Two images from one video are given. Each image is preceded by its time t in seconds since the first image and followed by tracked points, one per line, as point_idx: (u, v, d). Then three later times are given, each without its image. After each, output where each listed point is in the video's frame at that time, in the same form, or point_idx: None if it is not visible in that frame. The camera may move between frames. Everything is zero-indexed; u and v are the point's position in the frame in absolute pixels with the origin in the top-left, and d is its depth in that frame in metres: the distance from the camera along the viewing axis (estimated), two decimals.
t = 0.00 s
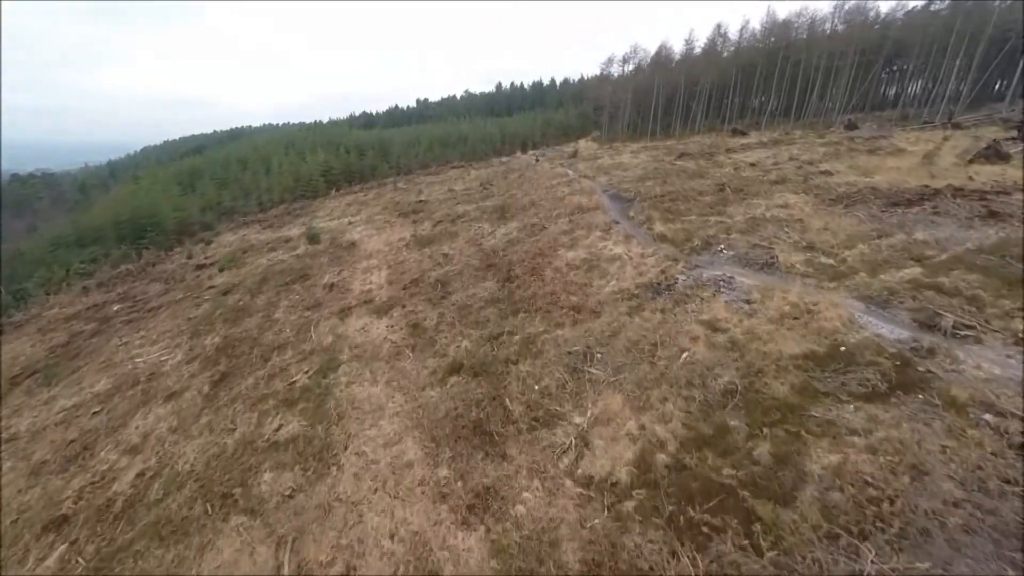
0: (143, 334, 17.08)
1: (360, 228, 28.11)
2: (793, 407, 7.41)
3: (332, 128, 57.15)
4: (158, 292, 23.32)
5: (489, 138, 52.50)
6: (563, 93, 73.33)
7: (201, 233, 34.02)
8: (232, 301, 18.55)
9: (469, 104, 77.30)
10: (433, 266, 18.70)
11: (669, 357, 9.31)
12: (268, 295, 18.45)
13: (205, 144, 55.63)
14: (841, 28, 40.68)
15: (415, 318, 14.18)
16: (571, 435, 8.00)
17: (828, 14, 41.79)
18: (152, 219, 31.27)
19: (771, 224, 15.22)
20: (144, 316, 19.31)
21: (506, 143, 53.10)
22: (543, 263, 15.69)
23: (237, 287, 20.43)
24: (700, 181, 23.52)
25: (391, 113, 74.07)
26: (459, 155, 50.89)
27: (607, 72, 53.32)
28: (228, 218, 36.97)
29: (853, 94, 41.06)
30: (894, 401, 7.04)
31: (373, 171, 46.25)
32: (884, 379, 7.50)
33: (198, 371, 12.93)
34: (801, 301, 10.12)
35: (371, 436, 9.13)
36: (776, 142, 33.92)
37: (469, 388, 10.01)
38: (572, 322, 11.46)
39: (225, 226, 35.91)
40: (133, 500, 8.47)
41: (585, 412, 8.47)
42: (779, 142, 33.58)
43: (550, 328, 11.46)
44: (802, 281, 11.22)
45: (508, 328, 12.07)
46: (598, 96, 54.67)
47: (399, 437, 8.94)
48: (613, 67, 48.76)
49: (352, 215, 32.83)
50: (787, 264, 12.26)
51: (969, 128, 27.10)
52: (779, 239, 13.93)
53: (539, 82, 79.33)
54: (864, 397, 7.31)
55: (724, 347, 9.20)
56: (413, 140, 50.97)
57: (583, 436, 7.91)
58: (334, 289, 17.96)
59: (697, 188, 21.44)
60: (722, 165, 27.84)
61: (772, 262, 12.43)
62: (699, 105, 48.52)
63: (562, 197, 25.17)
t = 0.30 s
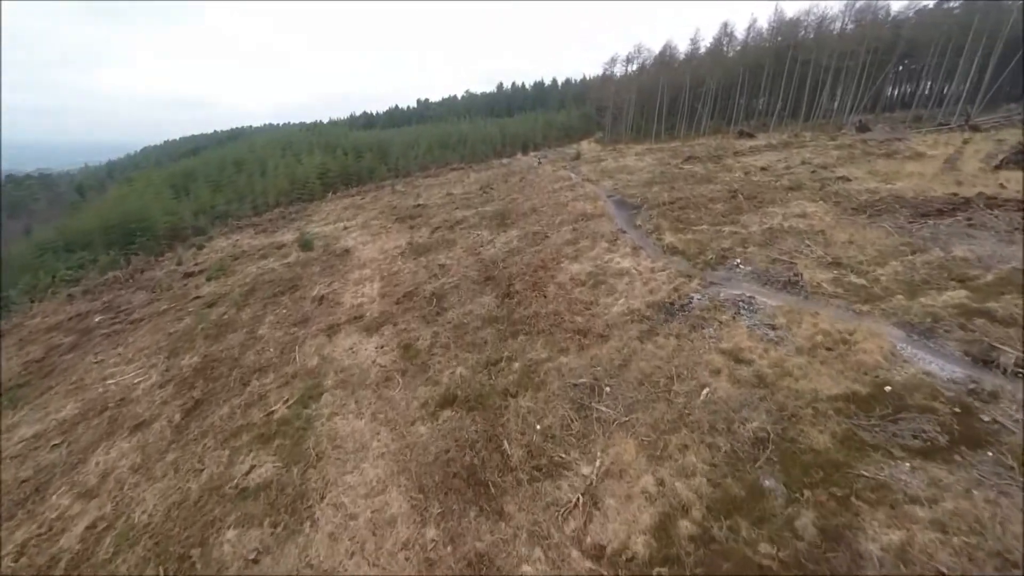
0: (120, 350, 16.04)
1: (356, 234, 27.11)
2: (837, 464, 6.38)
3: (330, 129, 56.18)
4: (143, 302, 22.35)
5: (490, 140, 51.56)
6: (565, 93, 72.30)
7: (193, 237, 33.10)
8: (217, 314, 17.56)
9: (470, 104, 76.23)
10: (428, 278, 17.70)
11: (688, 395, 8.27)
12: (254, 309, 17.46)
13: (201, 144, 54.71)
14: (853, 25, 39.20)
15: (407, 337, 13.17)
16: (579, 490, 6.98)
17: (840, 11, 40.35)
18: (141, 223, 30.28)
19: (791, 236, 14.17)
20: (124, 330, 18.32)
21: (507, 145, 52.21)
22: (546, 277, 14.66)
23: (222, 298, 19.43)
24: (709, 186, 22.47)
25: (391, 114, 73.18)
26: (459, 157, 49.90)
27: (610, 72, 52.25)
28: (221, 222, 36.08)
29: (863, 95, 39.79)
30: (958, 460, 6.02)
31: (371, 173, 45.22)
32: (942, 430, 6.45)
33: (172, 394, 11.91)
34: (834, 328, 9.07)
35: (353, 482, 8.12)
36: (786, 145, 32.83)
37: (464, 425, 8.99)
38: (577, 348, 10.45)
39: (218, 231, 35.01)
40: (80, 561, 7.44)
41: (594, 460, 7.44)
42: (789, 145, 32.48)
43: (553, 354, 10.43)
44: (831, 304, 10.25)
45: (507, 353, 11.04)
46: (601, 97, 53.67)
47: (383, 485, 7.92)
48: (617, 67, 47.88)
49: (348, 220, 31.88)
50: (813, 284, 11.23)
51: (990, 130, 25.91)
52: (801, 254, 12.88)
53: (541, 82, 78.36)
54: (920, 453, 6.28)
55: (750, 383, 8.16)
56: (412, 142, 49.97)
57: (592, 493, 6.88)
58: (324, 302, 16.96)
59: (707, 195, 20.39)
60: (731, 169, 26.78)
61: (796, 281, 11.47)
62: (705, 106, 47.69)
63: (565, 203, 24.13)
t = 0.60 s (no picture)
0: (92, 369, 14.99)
1: (349, 241, 26.09)
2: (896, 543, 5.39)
3: (326, 129, 55.11)
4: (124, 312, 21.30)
5: (489, 141, 50.54)
6: (566, 93, 71.22)
7: (183, 241, 32.06)
8: (198, 328, 16.56)
9: (469, 104, 75.17)
10: (421, 290, 16.67)
11: (709, 443, 7.25)
12: (237, 323, 16.41)
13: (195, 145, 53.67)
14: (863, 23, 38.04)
15: (396, 360, 12.13)
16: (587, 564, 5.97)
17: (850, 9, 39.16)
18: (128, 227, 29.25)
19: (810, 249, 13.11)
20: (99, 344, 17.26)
21: (506, 146, 51.23)
22: (547, 293, 13.61)
23: (205, 310, 18.39)
24: (718, 192, 21.42)
25: (389, 115, 72.10)
26: (457, 159, 48.82)
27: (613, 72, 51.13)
28: (212, 226, 35.07)
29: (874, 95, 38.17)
30: None
31: (368, 175, 44.16)
32: (1021, 502, 5.42)
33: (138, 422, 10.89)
34: (874, 363, 8.00)
35: (327, 544, 7.10)
36: (795, 147, 31.73)
37: (454, 471, 7.96)
38: (582, 379, 9.39)
39: (208, 235, 33.99)
40: None
41: (605, 525, 6.42)
42: (798, 147, 31.37)
43: (555, 387, 9.37)
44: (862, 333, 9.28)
45: (504, 382, 10.00)
46: (603, 97, 52.57)
47: (361, 548, 6.90)
48: (619, 67, 46.88)
49: (342, 225, 30.85)
50: (842, 306, 10.17)
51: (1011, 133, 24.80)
52: (825, 271, 11.83)
53: (541, 81, 77.31)
54: (994, 532, 5.32)
55: (782, 431, 7.12)
56: (410, 143, 48.92)
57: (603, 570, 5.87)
58: (310, 318, 15.91)
59: (716, 201, 19.35)
60: (739, 173, 25.73)
61: (821, 302, 10.45)
62: (711, 105, 46.72)
63: (567, 209, 23.07)
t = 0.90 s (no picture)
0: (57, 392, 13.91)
1: (341, 249, 25.05)
2: None
3: (322, 130, 54.04)
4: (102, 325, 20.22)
5: (487, 143, 49.55)
6: (565, 94, 70.19)
7: (170, 247, 30.98)
8: (175, 346, 15.50)
9: (468, 105, 74.12)
10: (413, 306, 15.63)
11: (737, 508, 6.26)
12: (215, 342, 15.33)
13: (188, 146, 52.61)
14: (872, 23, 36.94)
15: (382, 389, 11.09)
16: None
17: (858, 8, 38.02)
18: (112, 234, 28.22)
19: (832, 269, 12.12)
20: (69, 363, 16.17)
21: (505, 148, 50.20)
22: (546, 312, 12.57)
23: (184, 326, 17.30)
24: (727, 199, 20.38)
25: (386, 115, 71.04)
26: (455, 161, 47.80)
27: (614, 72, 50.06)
28: (202, 232, 34.02)
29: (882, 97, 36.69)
30: None
31: (364, 178, 43.11)
32: None
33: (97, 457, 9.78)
34: (927, 410, 6.86)
35: None
36: (804, 151, 30.72)
37: (444, 534, 6.94)
38: (587, 421, 8.33)
39: (198, 241, 32.96)
40: None
41: None
42: (806, 151, 30.41)
43: (556, 429, 8.30)
44: (903, 369, 8.24)
45: (499, 421, 8.94)
46: (604, 98, 51.53)
47: None
48: (620, 67, 45.93)
49: (335, 231, 29.83)
50: (877, 335, 9.09)
51: None
52: (852, 292, 10.79)
53: (540, 81, 76.27)
54: None
55: (824, 497, 6.11)
56: (406, 145, 47.84)
57: None
58: (294, 337, 14.85)
59: (725, 210, 18.31)
60: (747, 178, 24.69)
61: (852, 330, 9.43)
62: (715, 107, 45.71)
63: (568, 216, 22.03)
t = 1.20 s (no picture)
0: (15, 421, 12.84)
1: (332, 258, 23.99)
2: None
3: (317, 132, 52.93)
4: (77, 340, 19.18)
5: (486, 145, 48.54)
6: (566, 94, 69.13)
7: (157, 254, 29.93)
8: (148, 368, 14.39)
9: (467, 105, 73.09)
10: (403, 325, 14.56)
11: None
12: (190, 364, 14.28)
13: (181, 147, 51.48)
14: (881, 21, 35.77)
15: (365, 426, 10.02)
16: None
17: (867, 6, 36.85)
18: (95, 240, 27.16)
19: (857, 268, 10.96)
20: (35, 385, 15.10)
21: (504, 150, 49.22)
22: (546, 337, 11.52)
23: (161, 345, 16.24)
24: (736, 208, 19.34)
25: (384, 116, 69.98)
26: (453, 164, 46.74)
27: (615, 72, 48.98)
28: (191, 237, 32.98)
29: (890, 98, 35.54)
30: None
31: (359, 181, 42.05)
32: None
33: (43, 505, 8.68)
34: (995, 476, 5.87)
35: None
36: (813, 154, 29.66)
37: None
38: (594, 476, 7.31)
39: (186, 247, 31.91)
40: None
41: None
42: (816, 155, 29.35)
43: (558, 486, 7.27)
44: (957, 417, 7.11)
45: (494, 472, 7.91)
46: (605, 99, 50.50)
47: None
48: (622, 68, 44.91)
49: (327, 238, 28.78)
50: (922, 373, 8.00)
51: None
52: (886, 318, 9.73)
53: (540, 81, 75.23)
54: None
55: None
56: (403, 147, 46.76)
57: None
58: (274, 359, 13.79)
59: (736, 220, 17.26)
60: (756, 184, 23.63)
61: (891, 365, 8.28)
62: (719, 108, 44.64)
63: (569, 225, 20.98)
